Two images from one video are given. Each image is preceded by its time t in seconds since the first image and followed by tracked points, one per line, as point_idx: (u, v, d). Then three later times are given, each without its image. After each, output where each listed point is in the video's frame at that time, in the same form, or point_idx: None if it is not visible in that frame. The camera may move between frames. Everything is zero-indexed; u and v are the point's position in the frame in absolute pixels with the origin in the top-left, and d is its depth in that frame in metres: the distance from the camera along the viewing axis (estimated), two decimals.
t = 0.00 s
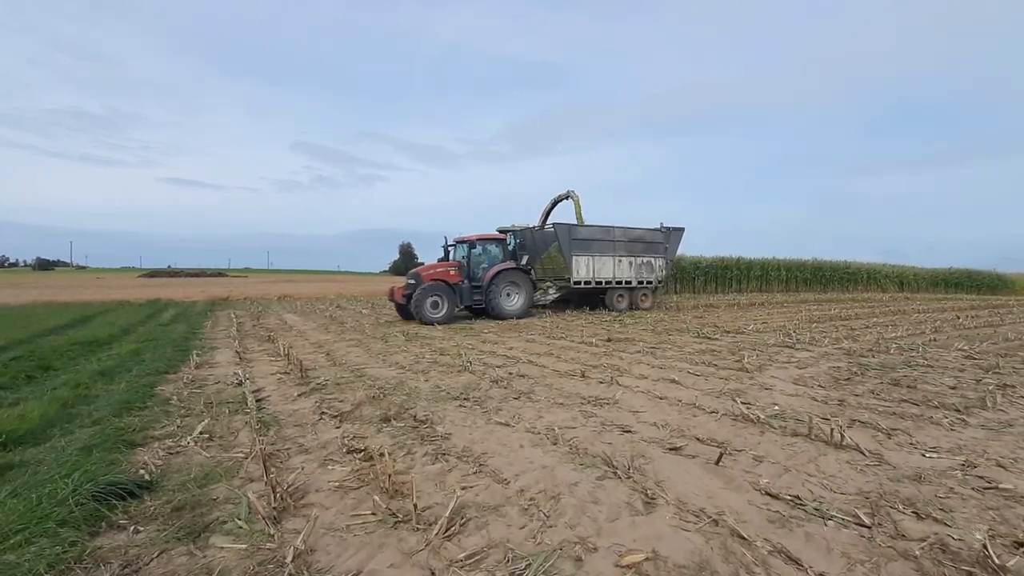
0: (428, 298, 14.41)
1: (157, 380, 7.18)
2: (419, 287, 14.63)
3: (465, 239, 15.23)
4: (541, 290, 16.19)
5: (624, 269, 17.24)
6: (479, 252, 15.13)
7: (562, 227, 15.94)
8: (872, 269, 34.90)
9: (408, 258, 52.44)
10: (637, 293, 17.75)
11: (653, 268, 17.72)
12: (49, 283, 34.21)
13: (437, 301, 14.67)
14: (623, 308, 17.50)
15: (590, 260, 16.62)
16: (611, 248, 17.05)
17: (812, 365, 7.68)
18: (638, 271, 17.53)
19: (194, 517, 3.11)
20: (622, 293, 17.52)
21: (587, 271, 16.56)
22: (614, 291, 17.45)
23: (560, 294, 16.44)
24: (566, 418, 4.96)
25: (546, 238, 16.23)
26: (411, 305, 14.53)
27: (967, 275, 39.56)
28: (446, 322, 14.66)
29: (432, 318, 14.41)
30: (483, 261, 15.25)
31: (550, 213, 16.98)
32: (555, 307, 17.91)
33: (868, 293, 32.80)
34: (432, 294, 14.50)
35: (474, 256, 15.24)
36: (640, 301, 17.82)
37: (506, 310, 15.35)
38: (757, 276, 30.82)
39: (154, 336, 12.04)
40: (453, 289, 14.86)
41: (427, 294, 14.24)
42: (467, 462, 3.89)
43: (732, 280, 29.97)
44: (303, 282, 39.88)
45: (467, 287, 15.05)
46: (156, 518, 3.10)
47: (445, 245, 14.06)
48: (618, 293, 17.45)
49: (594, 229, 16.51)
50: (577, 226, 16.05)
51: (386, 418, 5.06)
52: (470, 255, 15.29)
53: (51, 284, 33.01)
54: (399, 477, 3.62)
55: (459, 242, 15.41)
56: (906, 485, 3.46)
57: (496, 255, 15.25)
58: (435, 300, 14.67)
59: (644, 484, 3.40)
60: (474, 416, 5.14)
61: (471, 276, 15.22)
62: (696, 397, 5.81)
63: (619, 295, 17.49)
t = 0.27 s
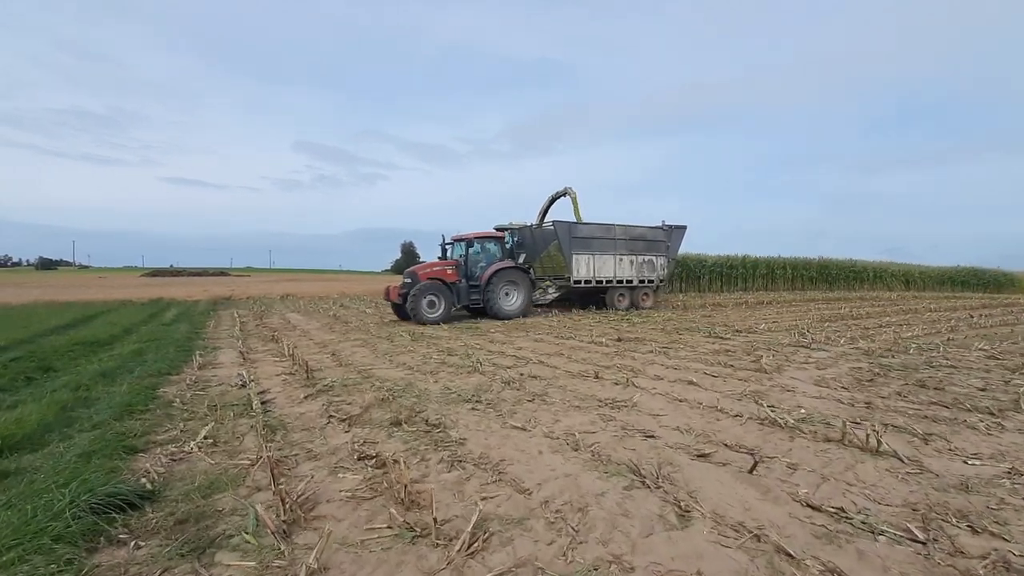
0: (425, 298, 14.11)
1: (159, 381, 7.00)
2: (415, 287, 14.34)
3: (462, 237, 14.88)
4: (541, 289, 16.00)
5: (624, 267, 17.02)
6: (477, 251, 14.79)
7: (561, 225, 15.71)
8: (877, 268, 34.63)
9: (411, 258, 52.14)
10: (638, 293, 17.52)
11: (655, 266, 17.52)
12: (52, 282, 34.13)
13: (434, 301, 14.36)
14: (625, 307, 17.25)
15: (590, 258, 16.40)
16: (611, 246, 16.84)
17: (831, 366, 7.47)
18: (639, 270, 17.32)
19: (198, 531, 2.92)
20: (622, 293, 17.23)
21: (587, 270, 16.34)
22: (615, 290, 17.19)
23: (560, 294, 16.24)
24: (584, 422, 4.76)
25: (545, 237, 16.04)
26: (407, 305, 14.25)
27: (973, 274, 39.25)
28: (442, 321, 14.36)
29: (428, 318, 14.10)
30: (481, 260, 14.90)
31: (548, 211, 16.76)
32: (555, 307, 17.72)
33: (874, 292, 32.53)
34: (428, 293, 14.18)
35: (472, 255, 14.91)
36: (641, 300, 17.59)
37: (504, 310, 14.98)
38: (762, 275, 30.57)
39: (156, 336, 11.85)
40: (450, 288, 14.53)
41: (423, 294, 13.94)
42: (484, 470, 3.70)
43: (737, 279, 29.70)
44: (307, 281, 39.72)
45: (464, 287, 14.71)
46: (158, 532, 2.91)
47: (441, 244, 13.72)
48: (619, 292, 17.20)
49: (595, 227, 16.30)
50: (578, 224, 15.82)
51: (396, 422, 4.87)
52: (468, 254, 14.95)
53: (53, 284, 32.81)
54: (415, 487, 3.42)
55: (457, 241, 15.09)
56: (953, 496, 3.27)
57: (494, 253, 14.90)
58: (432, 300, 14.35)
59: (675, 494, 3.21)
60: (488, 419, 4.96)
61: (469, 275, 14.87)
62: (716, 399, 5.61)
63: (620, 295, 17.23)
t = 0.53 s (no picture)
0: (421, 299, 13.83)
1: (162, 385, 6.82)
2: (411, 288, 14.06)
3: (460, 237, 14.56)
4: (541, 290, 15.79)
5: (626, 267, 16.76)
6: (475, 251, 14.48)
7: (561, 224, 15.45)
8: (885, 268, 34.29)
9: (414, 258, 52.04)
10: (641, 293, 17.26)
11: (657, 266, 17.28)
12: (57, 283, 34.12)
13: (431, 302, 14.08)
14: (626, 308, 17.00)
15: (591, 258, 16.15)
16: (613, 246, 16.59)
17: (854, 369, 7.22)
18: (641, 270, 17.07)
19: (202, 553, 2.72)
20: (624, 293, 16.96)
21: (588, 270, 16.08)
22: (617, 291, 16.92)
23: (560, 294, 16.03)
24: (605, 430, 4.55)
25: (545, 236, 15.81)
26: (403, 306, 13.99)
27: (982, 273, 38.86)
28: (439, 323, 14.06)
29: (424, 320, 13.81)
30: (479, 260, 14.57)
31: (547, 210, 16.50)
32: (556, 308, 17.50)
33: (883, 292, 32.20)
34: (425, 294, 13.88)
35: (470, 255, 14.59)
36: (644, 301, 17.31)
37: (503, 311, 14.64)
38: (769, 275, 30.30)
39: (160, 338, 11.69)
40: (448, 289, 14.21)
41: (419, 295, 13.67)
42: (506, 483, 3.50)
43: (744, 279, 29.43)
44: (312, 281, 39.62)
45: (462, 288, 14.41)
46: (160, 553, 2.71)
47: (438, 244, 13.41)
48: (620, 293, 16.94)
49: (596, 226, 16.05)
50: (579, 223, 15.56)
51: (408, 429, 4.66)
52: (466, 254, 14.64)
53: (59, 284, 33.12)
54: (433, 502, 3.22)
55: (455, 240, 14.79)
56: (1010, 514, 3.06)
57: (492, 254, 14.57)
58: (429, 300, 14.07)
59: (713, 511, 3.00)
60: (505, 427, 4.75)
61: (467, 276, 14.55)
62: (740, 405, 5.38)
63: (622, 295, 16.98)
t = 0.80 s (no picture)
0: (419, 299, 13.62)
1: (167, 389, 6.64)
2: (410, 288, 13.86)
3: (459, 236, 14.37)
4: (542, 290, 15.68)
5: (629, 267, 16.52)
6: (475, 251, 14.27)
7: (563, 223, 15.20)
8: (896, 267, 33.87)
9: (419, 258, 51.96)
10: (644, 294, 17.01)
11: (661, 266, 17.02)
12: (64, 284, 34.19)
13: (429, 303, 13.85)
14: (629, 308, 16.74)
15: (594, 258, 15.88)
16: (616, 246, 16.31)
17: (881, 372, 6.96)
18: (644, 270, 16.81)
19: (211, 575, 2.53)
20: (627, 293, 16.71)
21: (591, 270, 15.82)
22: (619, 291, 16.64)
23: (562, 295, 15.84)
24: (630, 437, 4.34)
25: (546, 236, 15.60)
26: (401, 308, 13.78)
27: (994, 272, 38.33)
28: (438, 324, 13.84)
29: (422, 321, 13.59)
30: (478, 260, 14.36)
31: (547, 209, 16.26)
32: (559, 308, 17.32)
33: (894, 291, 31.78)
34: (423, 295, 13.66)
35: (470, 255, 14.38)
36: (647, 302, 17.03)
37: (503, 312, 14.39)
38: (779, 274, 29.96)
39: (166, 340, 11.56)
40: (446, 290, 13.99)
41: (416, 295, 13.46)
42: (532, 495, 3.29)
43: (753, 279, 29.12)
44: (318, 282, 39.58)
45: (461, 289, 14.18)
46: None
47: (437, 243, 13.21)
48: (624, 293, 16.67)
49: (599, 225, 15.82)
50: (581, 222, 15.32)
51: (424, 436, 4.47)
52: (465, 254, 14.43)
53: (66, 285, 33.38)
54: (456, 517, 3.02)
55: (454, 241, 14.60)
56: None
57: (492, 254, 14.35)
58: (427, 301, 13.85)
59: (759, 529, 2.79)
60: (524, 434, 4.54)
61: (466, 276, 14.33)
62: (768, 410, 5.15)
63: (625, 296, 16.72)
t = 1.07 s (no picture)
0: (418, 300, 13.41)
1: (176, 393, 6.46)
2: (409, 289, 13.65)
3: (460, 236, 14.15)
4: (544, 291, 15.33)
5: (633, 267, 16.25)
6: (475, 251, 14.05)
7: (564, 222, 14.91)
8: (907, 266, 33.44)
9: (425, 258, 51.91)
10: (649, 294, 16.73)
11: (665, 266, 16.75)
12: (71, 285, 34.26)
13: (429, 303, 13.63)
14: (633, 309, 16.46)
15: (597, 258, 15.62)
16: (620, 245, 16.05)
17: (910, 376, 6.71)
18: (648, 270, 16.53)
19: None
20: (631, 294, 16.44)
21: (593, 271, 15.58)
22: (623, 292, 16.36)
23: (565, 295, 15.58)
24: (661, 446, 4.13)
25: (547, 235, 15.25)
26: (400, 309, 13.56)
27: (1006, 271, 37.80)
28: (438, 326, 13.62)
29: (422, 322, 13.38)
30: (478, 260, 14.13)
31: (548, 207, 15.99)
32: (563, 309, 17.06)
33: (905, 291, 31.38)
34: (422, 295, 13.44)
35: (470, 255, 14.17)
36: (652, 302, 16.76)
37: (503, 313, 14.16)
38: (788, 274, 29.62)
39: (174, 341, 11.43)
40: (446, 290, 13.77)
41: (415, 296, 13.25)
42: (565, 510, 3.10)
43: (762, 278, 28.81)
44: (324, 283, 39.53)
45: (461, 290, 13.97)
46: None
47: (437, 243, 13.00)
48: (627, 294, 16.39)
49: (602, 224, 15.57)
50: (583, 221, 15.07)
51: (443, 444, 4.27)
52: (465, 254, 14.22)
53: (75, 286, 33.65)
54: (486, 535, 2.83)
55: (454, 240, 14.37)
56: None
57: (493, 254, 14.11)
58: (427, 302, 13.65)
59: (817, 551, 2.59)
60: (549, 442, 4.33)
61: (466, 277, 14.11)
62: (801, 416, 4.93)
63: (629, 296, 16.44)
